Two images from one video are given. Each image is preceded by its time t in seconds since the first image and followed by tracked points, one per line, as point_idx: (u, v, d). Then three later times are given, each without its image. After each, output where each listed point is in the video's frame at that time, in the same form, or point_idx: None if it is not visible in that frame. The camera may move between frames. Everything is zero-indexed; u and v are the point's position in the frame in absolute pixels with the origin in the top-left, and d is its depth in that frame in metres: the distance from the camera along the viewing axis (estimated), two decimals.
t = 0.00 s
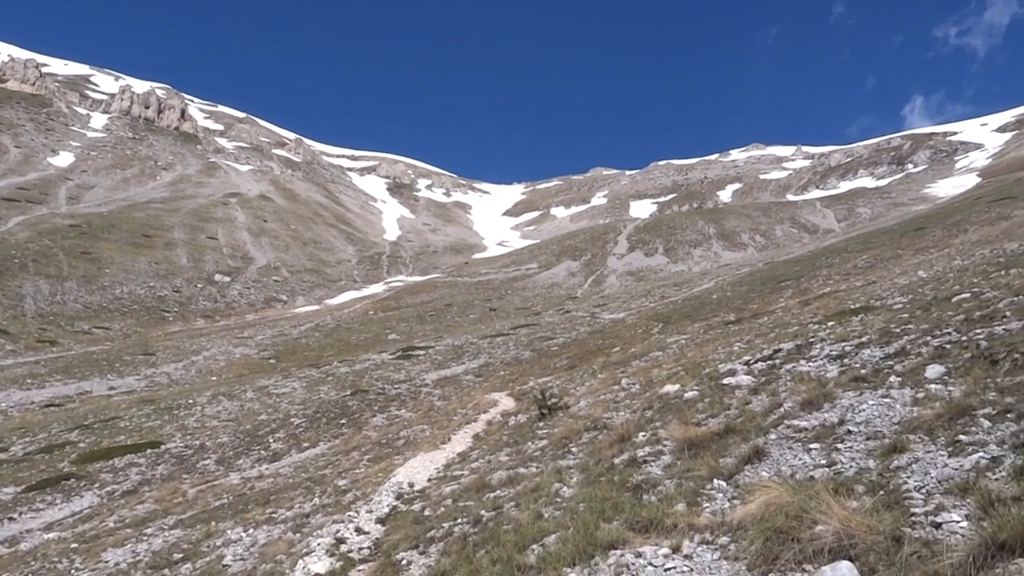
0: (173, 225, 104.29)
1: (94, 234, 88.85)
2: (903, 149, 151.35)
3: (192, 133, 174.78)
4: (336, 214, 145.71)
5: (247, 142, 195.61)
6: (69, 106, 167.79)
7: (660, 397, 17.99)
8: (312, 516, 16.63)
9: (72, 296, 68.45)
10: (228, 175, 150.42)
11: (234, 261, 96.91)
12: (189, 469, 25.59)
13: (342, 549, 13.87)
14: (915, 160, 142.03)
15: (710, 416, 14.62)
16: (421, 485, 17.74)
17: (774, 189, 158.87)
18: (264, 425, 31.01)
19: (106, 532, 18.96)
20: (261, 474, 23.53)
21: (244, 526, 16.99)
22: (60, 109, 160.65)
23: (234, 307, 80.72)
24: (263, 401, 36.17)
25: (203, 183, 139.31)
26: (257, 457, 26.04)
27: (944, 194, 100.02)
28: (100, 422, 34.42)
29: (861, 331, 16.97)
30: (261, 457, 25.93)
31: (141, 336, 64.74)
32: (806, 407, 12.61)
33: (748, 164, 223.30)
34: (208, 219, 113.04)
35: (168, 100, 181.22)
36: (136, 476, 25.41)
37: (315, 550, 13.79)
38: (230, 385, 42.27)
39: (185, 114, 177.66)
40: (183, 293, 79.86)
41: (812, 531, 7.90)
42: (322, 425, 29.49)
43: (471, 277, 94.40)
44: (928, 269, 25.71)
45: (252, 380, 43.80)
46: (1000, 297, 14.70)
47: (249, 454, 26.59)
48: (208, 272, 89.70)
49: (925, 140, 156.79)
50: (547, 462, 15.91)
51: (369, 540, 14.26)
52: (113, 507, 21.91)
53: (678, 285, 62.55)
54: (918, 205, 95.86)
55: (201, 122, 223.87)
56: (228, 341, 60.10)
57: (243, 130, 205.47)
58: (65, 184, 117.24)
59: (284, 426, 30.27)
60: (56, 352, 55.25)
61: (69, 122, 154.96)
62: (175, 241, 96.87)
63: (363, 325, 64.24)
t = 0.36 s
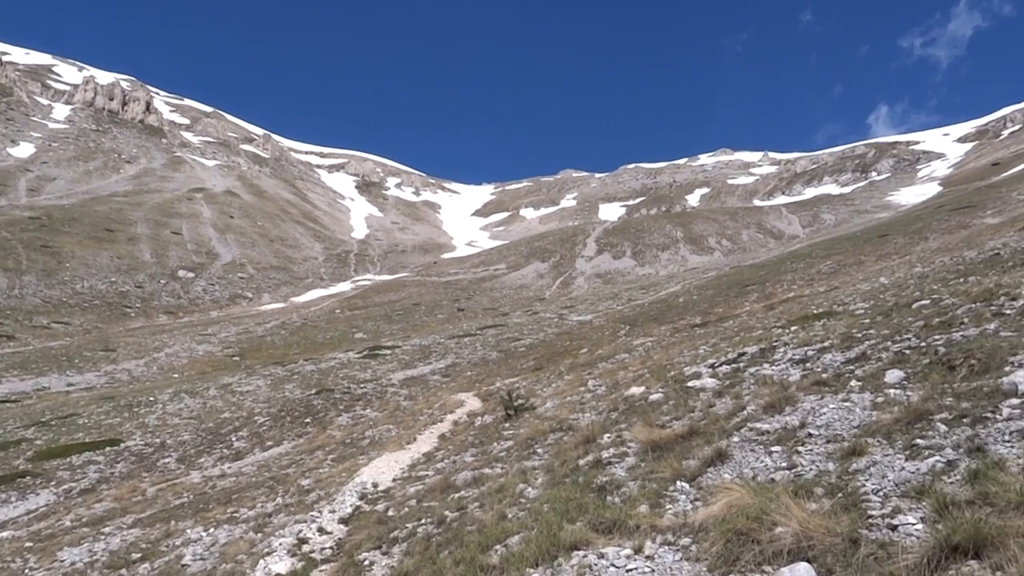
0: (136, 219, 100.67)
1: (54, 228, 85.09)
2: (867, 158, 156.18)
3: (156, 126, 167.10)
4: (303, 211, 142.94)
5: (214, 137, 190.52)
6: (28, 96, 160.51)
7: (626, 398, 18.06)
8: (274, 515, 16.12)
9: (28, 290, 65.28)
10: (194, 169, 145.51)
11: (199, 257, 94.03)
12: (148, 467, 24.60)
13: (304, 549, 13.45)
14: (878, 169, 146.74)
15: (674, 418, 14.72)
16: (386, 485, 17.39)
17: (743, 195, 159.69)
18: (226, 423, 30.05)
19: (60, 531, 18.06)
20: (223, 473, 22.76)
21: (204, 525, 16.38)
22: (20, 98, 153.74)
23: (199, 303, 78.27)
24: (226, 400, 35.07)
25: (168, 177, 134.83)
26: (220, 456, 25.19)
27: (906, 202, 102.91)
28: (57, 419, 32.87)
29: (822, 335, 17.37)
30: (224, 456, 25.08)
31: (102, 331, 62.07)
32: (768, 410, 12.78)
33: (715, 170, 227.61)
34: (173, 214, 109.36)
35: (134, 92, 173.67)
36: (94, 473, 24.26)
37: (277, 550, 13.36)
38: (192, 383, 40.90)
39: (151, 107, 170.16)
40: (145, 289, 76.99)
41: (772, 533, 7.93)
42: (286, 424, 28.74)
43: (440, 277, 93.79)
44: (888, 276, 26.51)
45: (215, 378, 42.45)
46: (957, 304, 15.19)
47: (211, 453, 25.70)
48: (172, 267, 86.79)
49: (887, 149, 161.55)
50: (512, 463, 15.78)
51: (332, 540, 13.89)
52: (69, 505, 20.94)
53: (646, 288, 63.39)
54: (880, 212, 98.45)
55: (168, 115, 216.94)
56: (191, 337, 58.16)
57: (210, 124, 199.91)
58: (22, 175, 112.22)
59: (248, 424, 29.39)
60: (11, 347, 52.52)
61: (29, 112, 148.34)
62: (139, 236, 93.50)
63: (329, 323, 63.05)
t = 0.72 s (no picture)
0: (106, 215, 97.46)
1: (19, 223, 81.64)
2: (838, 162, 159.60)
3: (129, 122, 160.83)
4: (276, 209, 140.33)
5: (187, 133, 186.02)
6: None
7: (599, 399, 18.08)
8: (244, 516, 15.71)
9: None
10: (165, 165, 141.38)
11: (170, 254, 91.41)
12: (116, 467, 23.77)
13: (274, 549, 13.13)
14: (850, 173, 149.93)
15: (646, 419, 14.76)
16: (357, 484, 17.07)
17: (716, 198, 163.84)
18: (196, 423, 29.21)
19: (22, 532, 17.31)
20: (193, 473, 22.09)
21: (173, 526, 15.90)
22: None
23: (170, 301, 76.07)
24: (196, 399, 34.11)
25: (140, 173, 131.05)
26: (189, 455, 24.46)
27: (876, 207, 105.22)
28: (23, 418, 31.59)
29: (793, 337, 17.69)
30: (193, 456, 24.36)
31: (68, 328, 59.63)
32: (739, 411, 12.90)
33: (689, 172, 230.60)
34: (143, 210, 106.06)
35: (105, 86, 166.82)
36: (60, 473, 23.32)
37: (246, 550, 13.02)
38: (161, 381, 39.65)
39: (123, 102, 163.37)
40: (114, 285, 74.48)
41: (741, 533, 7.96)
42: (257, 423, 28.05)
43: (415, 276, 93.01)
44: (857, 280, 27.11)
45: (185, 377, 41.22)
46: (924, 308, 15.57)
47: (180, 453, 24.93)
48: (142, 264, 84.15)
49: (857, 154, 165.31)
50: (484, 463, 15.63)
51: (302, 540, 13.56)
52: (34, 505, 20.11)
53: (620, 289, 63.90)
54: (851, 217, 100.56)
55: (140, 111, 210.39)
56: (161, 335, 56.39)
57: (182, 121, 195.13)
58: None
59: (218, 424, 28.59)
60: None
61: None
62: (108, 232, 90.58)
63: (302, 322, 61.90)
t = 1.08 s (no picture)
0: (69, 211, 93.50)
1: None
2: (806, 167, 163.39)
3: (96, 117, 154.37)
4: (245, 206, 137.05)
5: (154, 128, 180.08)
6: None
7: (568, 399, 18.06)
8: (209, 516, 15.23)
9: None
10: (133, 161, 136.79)
11: (136, 250, 88.25)
12: (78, 467, 22.82)
13: (239, 550, 12.73)
14: (817, 177, 153.60)
15: (614, 419, 14.77)
16: (325, 484, 16.65)
17: (686, 201, 165.64)
18: (162, 422, 28.22)
19: None
20: (157, 472, 21.33)
21: (136, 526, 15.36)
22: None
23: (136, 298, 73.46)
24: (162, 398, 32.94)
25: (106, 168, 126.22)
26: (153, 455, 23.62)
27: (843, 211, 107.99)
28: None
29: (760, 339, 17.97)
30: (158, 455, 23.54)
31: (28, 326, 56.76)
32: (707, 411, 13.01)
33: (660, 174, 233.60)
34: (109, 206, 102.27)
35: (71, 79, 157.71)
36: (20, 473, 22.27)
37: (210, 550, 12.62)
38: (125, 380, 38.16)
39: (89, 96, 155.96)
40: (79, 282, 71.55)
41: (707, 533, 7.95)
42: (224, 423, 27.22)
43: (385, 275, 91.84)
44: (823, 283, 27.77)
45: (150, 375, 39.77)
46: (890, 311, 15.97)
47: (144, 452, 24.06)
48: (107, 260, 81.04)
49: (825, 159, 169.15)
50: (453, 463, 15.42)
51: (268, 540, 13.18)
52: None
53: (590, 290, 64.26)
54: (818, 220, 103.04)
55: (106, 104, 201.14)
56: (126, 333, 54.28)
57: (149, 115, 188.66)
58: None
59: (184, 423, 27.67)
60: None
61: None
62: (72, 228, 86.93)
63: (270, 321, 60.42)
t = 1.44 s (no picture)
0: (35, 205, 89.85)
1: None
2: (778, 170, 166.57)
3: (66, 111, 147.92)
4: (217, 202, 134.01)
5: (125, 122, 174.58)
6: None
7: (542, 399, 18.00)
8: (178, 515, 14.81)
9: None
10: (103, 155, 132.40)
11: (105, 246, 85.37)
12: (43, 466, 22.00)
13: (208, 550, 12.40)
14: (790, 181, 156.86)
15: (587, 419, 14.77)
16: (296, 484, 16.29)
17: (660, 202, 167.49)
18: (130, 420, 27.36)
19: None
20: (125, 471, 20.68)
21: (103, 526, 14.94)
22: None
23: (105, 295, 71.08)
24: (131, 396, 31.93)
25: (75, 163, 121.88)
26: (122, 454, 22.90)
27: (814, 215, 110.25)
28: None
29: (732, 341, 18.18)
30: (126, 454, 22.81)
31: None
32: (678, 412, 13.10)
33: (635, 176, 235.90)
34: (78, 201, 98.75)
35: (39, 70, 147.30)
36: None
37: (179, 550, 12.28)
38: (92, 377, 36.83)
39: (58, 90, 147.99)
40: (46, 278, 68.81)
41: (677, 533, 7.95)
42: (194, 421, 26.52)
43: (359, 274, 90.80)
44: (794, 285, 28.34)
45: (118, 373, 38.47)
46: (859, 314, 16.33)
47: (113, 451, 23.32)
48: (75, 256, 78.21)
49: (798, 162, 172.39)
50: (425, 463, 15.23)
51: (238, 540, 12.86)
52: None
53: (565, 290, 64.60)
54: (789, 224, 105.12)
55: (73, 98, 192.10)
56: (94, 330, 52.39)
57: (119, 109, 182.76)
58: None
59: (154, 421, 26.88)
60: None
61: None
62: (39, 223, 83.58)
63: (242, 319, 59.09)
